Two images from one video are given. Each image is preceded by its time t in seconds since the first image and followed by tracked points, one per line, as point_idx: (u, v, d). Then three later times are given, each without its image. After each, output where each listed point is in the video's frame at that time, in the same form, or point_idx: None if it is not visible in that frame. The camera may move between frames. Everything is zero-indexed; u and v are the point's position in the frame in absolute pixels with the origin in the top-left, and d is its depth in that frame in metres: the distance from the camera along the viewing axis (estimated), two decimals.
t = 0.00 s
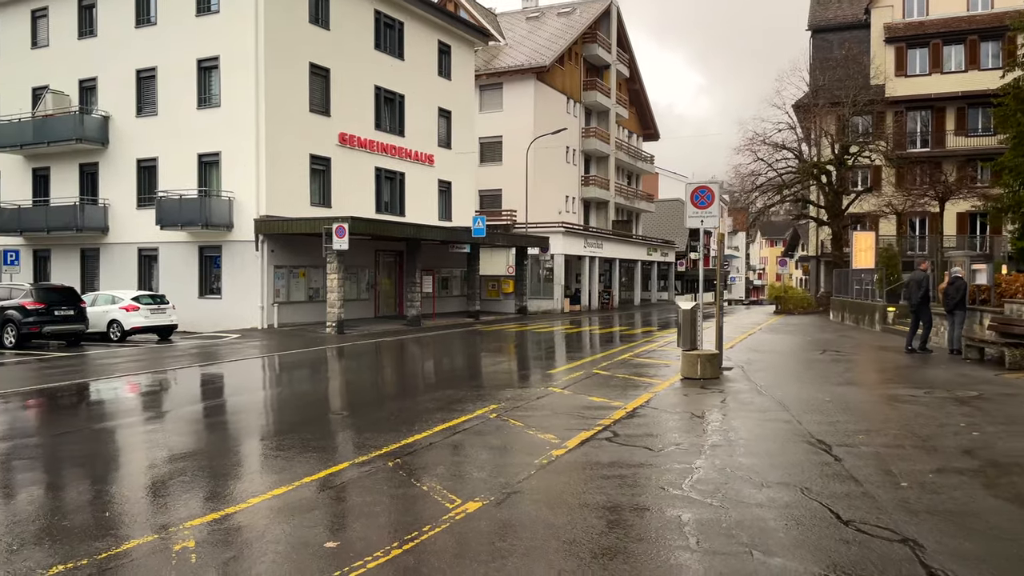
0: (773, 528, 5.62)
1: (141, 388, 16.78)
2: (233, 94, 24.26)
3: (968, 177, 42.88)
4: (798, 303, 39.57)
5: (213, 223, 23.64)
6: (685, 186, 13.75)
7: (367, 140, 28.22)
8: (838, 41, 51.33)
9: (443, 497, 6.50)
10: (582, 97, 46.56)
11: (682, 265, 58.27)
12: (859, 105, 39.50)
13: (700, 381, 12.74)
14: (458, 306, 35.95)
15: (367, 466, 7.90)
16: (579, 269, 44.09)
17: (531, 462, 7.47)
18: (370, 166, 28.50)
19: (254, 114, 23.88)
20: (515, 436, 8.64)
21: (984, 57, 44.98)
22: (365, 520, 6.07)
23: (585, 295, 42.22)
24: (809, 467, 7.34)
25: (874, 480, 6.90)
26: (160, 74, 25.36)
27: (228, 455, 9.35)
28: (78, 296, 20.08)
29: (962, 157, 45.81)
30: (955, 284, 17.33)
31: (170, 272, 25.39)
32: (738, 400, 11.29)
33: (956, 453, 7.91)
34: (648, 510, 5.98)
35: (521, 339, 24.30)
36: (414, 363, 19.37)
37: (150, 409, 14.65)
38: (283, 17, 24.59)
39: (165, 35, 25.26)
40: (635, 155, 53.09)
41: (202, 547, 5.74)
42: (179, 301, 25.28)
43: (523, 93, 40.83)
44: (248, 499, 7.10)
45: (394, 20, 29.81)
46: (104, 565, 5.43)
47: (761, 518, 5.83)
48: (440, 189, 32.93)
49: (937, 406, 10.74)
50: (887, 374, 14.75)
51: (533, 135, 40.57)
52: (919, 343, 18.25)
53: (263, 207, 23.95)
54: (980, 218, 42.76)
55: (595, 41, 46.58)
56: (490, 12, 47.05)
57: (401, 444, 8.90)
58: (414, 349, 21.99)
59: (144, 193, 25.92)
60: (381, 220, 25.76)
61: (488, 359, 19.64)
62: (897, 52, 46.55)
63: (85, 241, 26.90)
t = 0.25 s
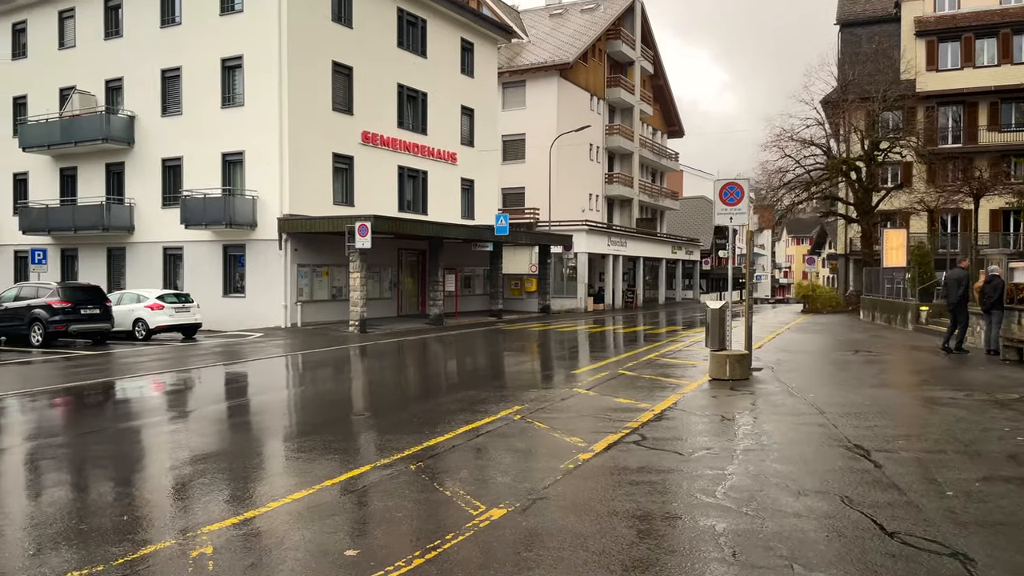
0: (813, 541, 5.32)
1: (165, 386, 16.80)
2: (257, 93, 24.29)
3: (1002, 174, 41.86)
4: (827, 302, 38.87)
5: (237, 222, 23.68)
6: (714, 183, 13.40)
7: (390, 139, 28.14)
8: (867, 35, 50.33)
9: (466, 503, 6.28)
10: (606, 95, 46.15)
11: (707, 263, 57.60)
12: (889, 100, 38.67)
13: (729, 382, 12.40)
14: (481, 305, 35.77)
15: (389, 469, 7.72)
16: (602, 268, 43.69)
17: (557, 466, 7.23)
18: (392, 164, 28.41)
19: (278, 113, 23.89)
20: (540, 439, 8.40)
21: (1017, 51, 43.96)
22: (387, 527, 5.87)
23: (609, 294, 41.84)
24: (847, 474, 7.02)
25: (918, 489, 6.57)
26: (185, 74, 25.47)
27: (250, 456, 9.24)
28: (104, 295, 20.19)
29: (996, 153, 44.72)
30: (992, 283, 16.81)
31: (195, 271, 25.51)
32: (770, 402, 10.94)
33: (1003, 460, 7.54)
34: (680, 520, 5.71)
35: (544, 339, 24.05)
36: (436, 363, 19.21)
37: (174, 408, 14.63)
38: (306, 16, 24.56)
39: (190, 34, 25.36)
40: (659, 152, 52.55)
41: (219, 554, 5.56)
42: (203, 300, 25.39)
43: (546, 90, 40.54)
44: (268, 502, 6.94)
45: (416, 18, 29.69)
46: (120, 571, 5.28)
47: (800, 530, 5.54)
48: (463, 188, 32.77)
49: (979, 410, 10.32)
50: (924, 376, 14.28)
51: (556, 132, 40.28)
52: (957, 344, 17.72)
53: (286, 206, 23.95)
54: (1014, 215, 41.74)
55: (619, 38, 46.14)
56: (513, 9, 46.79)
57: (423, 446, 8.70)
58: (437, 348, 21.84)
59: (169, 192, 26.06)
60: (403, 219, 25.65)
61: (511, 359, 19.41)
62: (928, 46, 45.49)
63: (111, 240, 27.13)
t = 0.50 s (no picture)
0: (850, 547, 5.02)
1: (184, 383, 16.76)
2: (276, 89, 24.26)
3: None
4: (851, 300, 38.21)
5: (256, 219, 23.65)
6: (738, 176, 13.05)
7: (408, 135, 28.00)
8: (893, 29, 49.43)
9: (484, 504, 6.03)
10: (626, 90, 45.73)
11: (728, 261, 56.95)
12: (916, 94, 37.88)
13: (754, 381, 12.05)
14: (500, 303, 35.57)
15: (405, 468, 7.49)
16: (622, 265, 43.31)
17: (578, 466, 6.96)
18: (411, 161, 28.27)
19: (296, 109, 23.84)
20: (560, 438, 8.15)
21: None
22: (400, 528, 5.62)
23: (630, 291, 41.45)
24: (883, 476, 6.69)
25: (958, 492, 6.23)
26: (205, 71, 25.51)
27: (264, 453, 9.08)
28: (124, 292, 20.28)
29: None
30: None
31: (215, 268, 25.54)
32: (797, 402, 10.61)
33: None
34: (706, 524, 5.43)
35: (564, 336, 23.81)
36: (455, 360, 19.03)
37: (192, 404, 14.55)
38: (325, 12, 24.47)
39: (209, 32, 25.38)
40: (680, 149, 52.01)
41: (227, 555, 5.34)
42: (223, 297, 25.41)
43: (566, 87, 40.23)
44: (281, 501, 6.73)
45: (435, 13, 29.50)
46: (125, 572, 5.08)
47: (835, 535, 5.23)
48: (482, 184, 32.56)
49: (1018, 409, 9.91)
50: (957, 375, 13.83)
51: (576, 129, 39.95)
52: (990, 341, 17.20)
53: (305, 203, 23.89)
54: None
55: (640, 33, 45.69)
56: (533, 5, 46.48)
57: (440, 444, 8.48)
58: (455, 346, 21.65)
59: (189, 189, 26.12)
60: (422, 216, 25.50)
61: (530, 357, 19.17)
62: (955, 39, 44.54)
63: (132, 237, 27.26)
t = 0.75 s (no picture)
0: (884, 565, 4.73)
1: (198, 383, 16.67)
2: (291, 88, 24.17)
3: None
4: (873, 300, 37.57)
5: (271, 218, 23.59)
6: (759, 173, 12.72)
7: (424, 134, 27.83)
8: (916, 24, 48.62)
9: (497, 514, 5.78)
10: (643, 88, 45.29)
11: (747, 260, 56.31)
12: (940, 90, 37.18)
13: (776, 383, 11.73)
14: (516, 302, 35.33)
15: (416, 474, 7.26)
16: (640, 264, 42.90)
17: (594, 473, 6.69)
18: (427, 160, 28.10)
19: (312, 108, 23.74)
20: (576, 443, 7.89)
21: None
22: (409, 540, 5.38)
23: (647, 291, 41.06)
24: (915, 486, 6.37)
25: (997, 505, 5.91)
26: (220, 70, 25.48)
27: (275, 456, 8.89)
28: (140, 292, 20.29)
29: None
30: None
31: (230, 267, 25.52)
32: (822, 406, 10.29)
33: None
34: (730, 539, 5.14)
35: (580, 337, 23.54)
36: (470, 360, 18.84)
37: (205, 404, 14.43)
38: (340, 11, 24.35)
39: (225, 31, 25.35)
40: (698, 146, 51.49)
41: (230, 567, 5.12)
42: (238, 296, 25.38)
43: (583, 84, 39.89)
44: (288, 507, 6.51)
45: (451, 11, 29.29)
46: None
47: (868, 553, 4.94)
48: (498, 183, 32.34)
49: None
50: (987, 378, 13.42)
51: (593, 126, 39.60)
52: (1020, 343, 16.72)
53: (320, 202, 23.80)
54: None
55: (658, 30, 45.23)
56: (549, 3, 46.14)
57: (453, 449, 8.23)
58: (471, 346, 21.46)
59: (205, 188, 26.13)
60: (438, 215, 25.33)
61: (546, 357, 18.93)
62: (980, 34, 43.70)
63: (148, 236, 27.32)
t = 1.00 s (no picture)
0: None
1: (214, 382, 16.62)
2: (306, 86, 24.10)
3: None
4: (894, 299, 37.03)
5: (286, 216, 23.54)
6: (780, 170, 12.41)
7: (439, 131, 27.68)
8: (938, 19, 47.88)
9: (511, 521, 5.57)
10: (660, 85, 44.89)
11: (765, 259, 55.70)
12: (963, 85, 36.54)
13: (798, 384, 11.42)
14: (531, 300, 35.11)
15: (427, 477, 7.04)
16: (656, 263, 42.51)
17: (612, 479, 6.47)
18: (442, 158, 27.95)
19: (326, 106, 23.64)
20: (593, 447, 7.64)
21: None
22: (419, 548, 5.18)
23: (664, 289, 40.69)
24: (950, 494, 6.08)
25: None
26: (236, 69, 25.46)
27: (289, 457, 8.73)
28: (155, 290, 20.28)
29: None
30: None
31: (246, 266, 25.51)
32: (847, 408, 9.99)
33: None
34: (754, 551, 4.90)
35: (597, 336, 23.29)
36: (485, 360, 18.67)
37: (219, 404, 14.35)
38: (355, 8, 24.23)
39: (240, 29, 25.32)
40: (716, 144, 50.99)
41: None
42: (254, 295, 25.37)
43: (599, 81, 39.58)
44: (296, 512, 6.31)
45: (466, 8, 29.09)
46: None
47: (900, 566, 4.68)
48: (514, 181, 32.13)
49: None
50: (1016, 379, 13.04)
51: (609, 124, 39.28)
52: None
53: (335, 200, 23.70)
54: None
55: (675, 26, 44.79)
56: None
57: (467, 452, 8.03)
58: (486, 345, 21.27)
59: (220, 187, 26.13)
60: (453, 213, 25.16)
61: (562, 356, 18.71)
62: (1003, 28, 42.92)
63: (164, 235, 27.38)
